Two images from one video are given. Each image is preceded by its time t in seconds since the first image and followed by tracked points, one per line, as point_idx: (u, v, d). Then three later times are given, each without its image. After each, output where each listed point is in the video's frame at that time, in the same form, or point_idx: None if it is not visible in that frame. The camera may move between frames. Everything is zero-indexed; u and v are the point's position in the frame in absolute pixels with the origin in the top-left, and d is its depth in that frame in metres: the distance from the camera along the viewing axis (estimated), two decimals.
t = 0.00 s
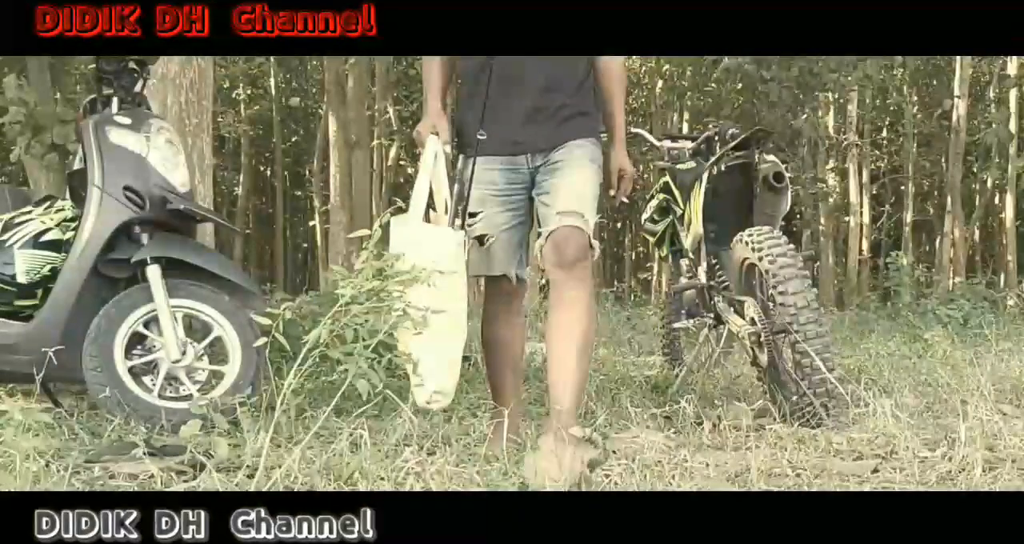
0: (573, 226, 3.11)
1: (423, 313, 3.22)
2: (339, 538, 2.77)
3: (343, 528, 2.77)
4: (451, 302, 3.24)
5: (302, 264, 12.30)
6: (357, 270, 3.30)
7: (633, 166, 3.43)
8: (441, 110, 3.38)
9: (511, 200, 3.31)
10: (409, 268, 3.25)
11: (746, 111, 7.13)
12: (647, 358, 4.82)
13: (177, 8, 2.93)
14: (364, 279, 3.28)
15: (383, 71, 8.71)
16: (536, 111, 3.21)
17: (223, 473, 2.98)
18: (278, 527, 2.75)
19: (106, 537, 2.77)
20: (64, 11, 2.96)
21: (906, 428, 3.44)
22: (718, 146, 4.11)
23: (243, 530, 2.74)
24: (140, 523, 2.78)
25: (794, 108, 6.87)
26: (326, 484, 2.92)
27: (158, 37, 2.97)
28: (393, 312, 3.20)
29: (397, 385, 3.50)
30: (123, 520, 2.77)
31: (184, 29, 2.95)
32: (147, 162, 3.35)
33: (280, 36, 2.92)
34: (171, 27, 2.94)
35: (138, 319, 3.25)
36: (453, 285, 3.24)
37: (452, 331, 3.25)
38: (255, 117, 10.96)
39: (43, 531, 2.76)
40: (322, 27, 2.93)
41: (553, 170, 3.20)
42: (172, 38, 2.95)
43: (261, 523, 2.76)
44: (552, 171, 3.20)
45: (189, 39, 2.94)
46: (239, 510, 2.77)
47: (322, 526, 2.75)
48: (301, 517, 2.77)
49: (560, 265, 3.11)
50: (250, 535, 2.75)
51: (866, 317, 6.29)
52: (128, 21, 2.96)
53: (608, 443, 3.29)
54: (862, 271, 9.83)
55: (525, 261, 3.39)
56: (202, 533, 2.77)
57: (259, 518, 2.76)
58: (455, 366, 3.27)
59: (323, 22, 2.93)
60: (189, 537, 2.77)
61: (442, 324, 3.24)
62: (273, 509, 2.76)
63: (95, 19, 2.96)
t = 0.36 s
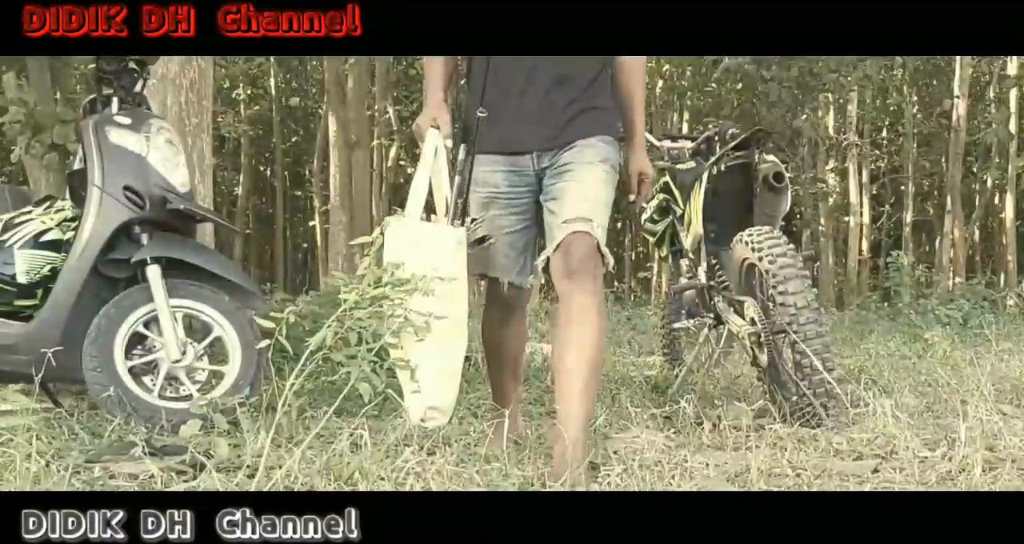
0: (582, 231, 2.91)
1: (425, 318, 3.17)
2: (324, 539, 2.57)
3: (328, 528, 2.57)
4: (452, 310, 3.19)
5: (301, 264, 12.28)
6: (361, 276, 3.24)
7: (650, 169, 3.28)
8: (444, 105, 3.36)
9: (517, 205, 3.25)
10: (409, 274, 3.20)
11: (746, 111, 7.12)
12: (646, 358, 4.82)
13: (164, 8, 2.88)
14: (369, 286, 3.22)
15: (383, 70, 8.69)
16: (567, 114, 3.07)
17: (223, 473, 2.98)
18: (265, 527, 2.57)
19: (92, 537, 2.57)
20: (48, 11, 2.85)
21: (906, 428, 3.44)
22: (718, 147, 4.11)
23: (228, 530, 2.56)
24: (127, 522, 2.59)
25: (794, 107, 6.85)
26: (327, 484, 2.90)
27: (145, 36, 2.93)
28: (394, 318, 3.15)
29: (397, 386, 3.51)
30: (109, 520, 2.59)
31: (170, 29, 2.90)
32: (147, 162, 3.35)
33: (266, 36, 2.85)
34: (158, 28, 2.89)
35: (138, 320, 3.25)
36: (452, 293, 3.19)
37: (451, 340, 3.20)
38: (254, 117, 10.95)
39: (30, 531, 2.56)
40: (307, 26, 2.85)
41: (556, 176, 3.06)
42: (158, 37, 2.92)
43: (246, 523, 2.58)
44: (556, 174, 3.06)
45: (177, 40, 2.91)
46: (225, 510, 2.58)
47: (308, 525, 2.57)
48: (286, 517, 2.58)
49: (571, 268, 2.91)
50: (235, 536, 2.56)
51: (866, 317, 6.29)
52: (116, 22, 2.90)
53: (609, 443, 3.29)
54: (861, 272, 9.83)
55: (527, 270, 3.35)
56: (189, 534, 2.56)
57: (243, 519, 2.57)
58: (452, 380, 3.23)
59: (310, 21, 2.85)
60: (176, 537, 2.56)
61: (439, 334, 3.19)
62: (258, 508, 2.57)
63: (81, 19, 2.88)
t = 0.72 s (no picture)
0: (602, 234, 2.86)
1: (428, 318, 3.25)
2: (306, 539, 2.52)
3: (310, 528, 2.53)
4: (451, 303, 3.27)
5: (301, 264, 12.28)
6: (361, 271, 3.29)
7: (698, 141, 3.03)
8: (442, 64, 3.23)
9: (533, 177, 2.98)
10: (413, 273, 3.26)
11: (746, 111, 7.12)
12: (647, 358, 4.82)
13: (148, 8, 2.84)
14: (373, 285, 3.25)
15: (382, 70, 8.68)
16: (582, 98, 2.92)
17: (223, 473, 2.97)
18: (249, 526, 2.53)
19: (77, 537, 2.51)
20: (34, 12, 2.82)
21: (906, 428, 3.44)
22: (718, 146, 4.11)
23: (211, 530, 2.52)
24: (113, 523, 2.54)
25: (793, 107, 6.85)
26: (327, 484, 2.90)
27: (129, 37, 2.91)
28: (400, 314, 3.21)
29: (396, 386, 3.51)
30: (93, 520, 2.52)
31: (153, 30, 2.87)
32: (147, 162, 3.36)
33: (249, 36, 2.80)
34: (141, 28, 2.87)
35: (137, 320, 3.25)
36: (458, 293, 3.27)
37: (452, 338, 3.26)
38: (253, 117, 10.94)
39: (15, 531, 2.53)
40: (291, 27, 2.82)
41: (591, 158, 2.91)
42: (142, 37, 2.89)
43: (230, 524, 2.54)
44: (590, 156, 2.91)
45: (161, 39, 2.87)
46: (209, 509, 2.55)
47: (290, 526, 2.53)
48: (269, 517, 2.55)
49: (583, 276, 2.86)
50: (219, 535, 2.53)
51: (866, 317, 6.29)
52: (100, 21, 2.85)
53: (608, 443, 3.28)
54: (861, 272, 9.83)
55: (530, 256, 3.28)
56: (173, 534, 2.53)
57: (227, 519, 2.53)
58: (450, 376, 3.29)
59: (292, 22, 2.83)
60: (160, 538, 2.52)
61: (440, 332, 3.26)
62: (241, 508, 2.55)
63: (65, 19, 2.83)
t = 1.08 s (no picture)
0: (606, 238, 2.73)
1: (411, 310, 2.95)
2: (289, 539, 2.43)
3: (292, 528, 2.43)
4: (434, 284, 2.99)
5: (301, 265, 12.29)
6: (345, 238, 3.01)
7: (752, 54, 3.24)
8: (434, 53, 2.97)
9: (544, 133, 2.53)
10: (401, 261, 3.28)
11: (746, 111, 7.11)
12: (647, 358, 4.82)
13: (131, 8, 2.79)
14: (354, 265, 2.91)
15: (383, 70, 8.68)
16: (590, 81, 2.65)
17: (224, 473, 2.97)
18: (232, 526, 2.44)
19: (61, 537, 2.44)
20: (19, 11, 2.76)
21: (906, 428, 3.43)
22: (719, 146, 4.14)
23: (195, 530, 2.43)
24: (98, 523, 2.46)
25: (793, 108, 6.85)
26: (327, 484, 2.89)
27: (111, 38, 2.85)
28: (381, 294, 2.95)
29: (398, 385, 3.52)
30: (78, 521, 2.46)
31: (137, 30, 2.83)
32: (147, 162, 3.36)
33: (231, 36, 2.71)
34: (124, 27, 2.81)
35: (138, 319, 3.27)
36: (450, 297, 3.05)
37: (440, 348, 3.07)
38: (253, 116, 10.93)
39: None
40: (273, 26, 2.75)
41: (598, 153, 2.68)
42: (125, 38, 2.84)
43: (214, 523, 2.45)
44: (600, 151, 2.68)
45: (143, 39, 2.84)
46: (193, 510, 2.46)
47: (271, 526, 2.43)
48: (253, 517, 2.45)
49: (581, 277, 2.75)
50: (202, 536, 2.44)
51: (866, 318, 6.29)
52: (83, 21, 2.80)
53: (609, 443, 3.27)
54: (861, 272, 9.83)
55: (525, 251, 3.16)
56: (157, 534, 2.44)
57: (211, 519, 2.45)
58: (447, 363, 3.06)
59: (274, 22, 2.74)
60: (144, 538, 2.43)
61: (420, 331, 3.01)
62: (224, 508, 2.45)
63: (51, 20, 2.78)
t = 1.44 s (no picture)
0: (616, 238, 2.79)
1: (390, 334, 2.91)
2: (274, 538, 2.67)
3: (278, 527, 2.68)
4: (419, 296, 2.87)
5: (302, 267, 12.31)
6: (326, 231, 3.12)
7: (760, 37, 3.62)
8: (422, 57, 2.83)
9: (561, 152, 2.47)
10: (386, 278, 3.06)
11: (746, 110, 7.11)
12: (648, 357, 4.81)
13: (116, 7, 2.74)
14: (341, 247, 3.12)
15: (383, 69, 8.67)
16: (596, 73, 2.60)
17: (223, 473, 3.01)
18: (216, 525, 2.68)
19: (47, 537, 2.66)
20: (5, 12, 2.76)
21: (905, 428, 3.44)
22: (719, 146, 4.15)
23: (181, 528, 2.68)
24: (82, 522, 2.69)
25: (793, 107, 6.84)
26: (326, 484, 2.94)
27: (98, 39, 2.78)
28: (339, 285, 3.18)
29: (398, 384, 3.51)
30: (63, 521, 2.68)
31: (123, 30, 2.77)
32: (147, 162, 3.37)
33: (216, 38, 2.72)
34: (111, 27, 2.75)
35: (137, 319, 3.27)
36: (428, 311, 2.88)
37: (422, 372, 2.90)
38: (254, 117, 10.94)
39: None
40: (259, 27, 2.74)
41: (612, 156, 2.69)
42: (111, 37, 2.78)
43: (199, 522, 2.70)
44: (611, 153, 2.69)
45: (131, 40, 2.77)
46: (177, 510, 2.71)
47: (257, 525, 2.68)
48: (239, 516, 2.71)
49: (591, 286, 2.88)
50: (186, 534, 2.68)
51: (867, 316, 6.27)
52: (70, 21, 2.75)
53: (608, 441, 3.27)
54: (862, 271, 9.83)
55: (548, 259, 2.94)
56: (142, 533, 2.68)
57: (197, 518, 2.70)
58: (440, 394, 2.94)
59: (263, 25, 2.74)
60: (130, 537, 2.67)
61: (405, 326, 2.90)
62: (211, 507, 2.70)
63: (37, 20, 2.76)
